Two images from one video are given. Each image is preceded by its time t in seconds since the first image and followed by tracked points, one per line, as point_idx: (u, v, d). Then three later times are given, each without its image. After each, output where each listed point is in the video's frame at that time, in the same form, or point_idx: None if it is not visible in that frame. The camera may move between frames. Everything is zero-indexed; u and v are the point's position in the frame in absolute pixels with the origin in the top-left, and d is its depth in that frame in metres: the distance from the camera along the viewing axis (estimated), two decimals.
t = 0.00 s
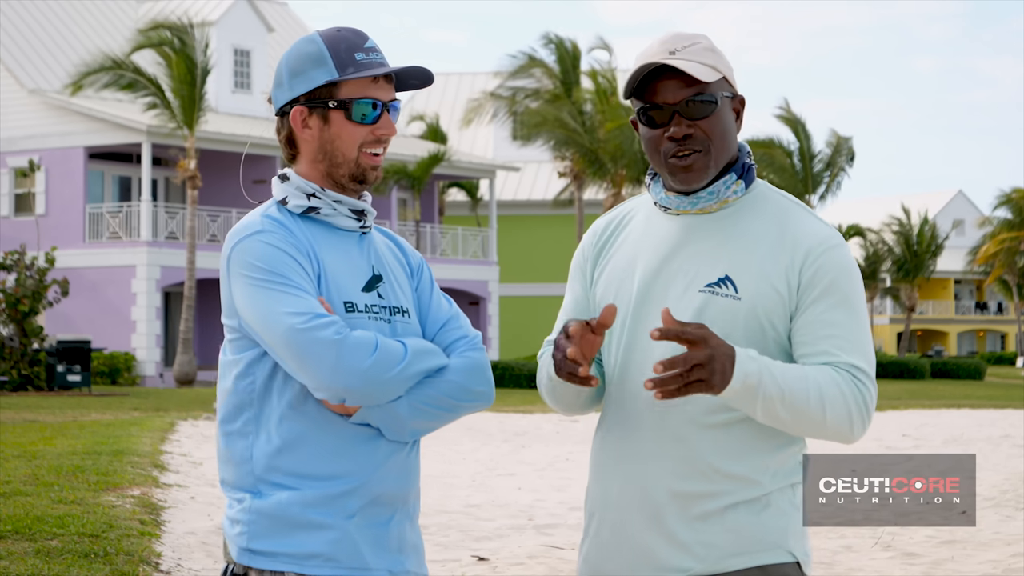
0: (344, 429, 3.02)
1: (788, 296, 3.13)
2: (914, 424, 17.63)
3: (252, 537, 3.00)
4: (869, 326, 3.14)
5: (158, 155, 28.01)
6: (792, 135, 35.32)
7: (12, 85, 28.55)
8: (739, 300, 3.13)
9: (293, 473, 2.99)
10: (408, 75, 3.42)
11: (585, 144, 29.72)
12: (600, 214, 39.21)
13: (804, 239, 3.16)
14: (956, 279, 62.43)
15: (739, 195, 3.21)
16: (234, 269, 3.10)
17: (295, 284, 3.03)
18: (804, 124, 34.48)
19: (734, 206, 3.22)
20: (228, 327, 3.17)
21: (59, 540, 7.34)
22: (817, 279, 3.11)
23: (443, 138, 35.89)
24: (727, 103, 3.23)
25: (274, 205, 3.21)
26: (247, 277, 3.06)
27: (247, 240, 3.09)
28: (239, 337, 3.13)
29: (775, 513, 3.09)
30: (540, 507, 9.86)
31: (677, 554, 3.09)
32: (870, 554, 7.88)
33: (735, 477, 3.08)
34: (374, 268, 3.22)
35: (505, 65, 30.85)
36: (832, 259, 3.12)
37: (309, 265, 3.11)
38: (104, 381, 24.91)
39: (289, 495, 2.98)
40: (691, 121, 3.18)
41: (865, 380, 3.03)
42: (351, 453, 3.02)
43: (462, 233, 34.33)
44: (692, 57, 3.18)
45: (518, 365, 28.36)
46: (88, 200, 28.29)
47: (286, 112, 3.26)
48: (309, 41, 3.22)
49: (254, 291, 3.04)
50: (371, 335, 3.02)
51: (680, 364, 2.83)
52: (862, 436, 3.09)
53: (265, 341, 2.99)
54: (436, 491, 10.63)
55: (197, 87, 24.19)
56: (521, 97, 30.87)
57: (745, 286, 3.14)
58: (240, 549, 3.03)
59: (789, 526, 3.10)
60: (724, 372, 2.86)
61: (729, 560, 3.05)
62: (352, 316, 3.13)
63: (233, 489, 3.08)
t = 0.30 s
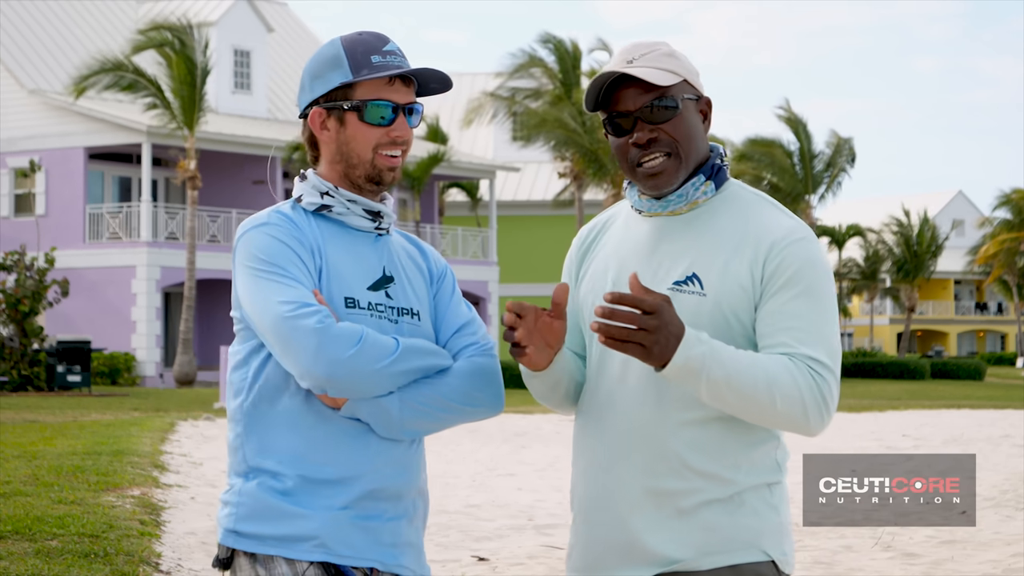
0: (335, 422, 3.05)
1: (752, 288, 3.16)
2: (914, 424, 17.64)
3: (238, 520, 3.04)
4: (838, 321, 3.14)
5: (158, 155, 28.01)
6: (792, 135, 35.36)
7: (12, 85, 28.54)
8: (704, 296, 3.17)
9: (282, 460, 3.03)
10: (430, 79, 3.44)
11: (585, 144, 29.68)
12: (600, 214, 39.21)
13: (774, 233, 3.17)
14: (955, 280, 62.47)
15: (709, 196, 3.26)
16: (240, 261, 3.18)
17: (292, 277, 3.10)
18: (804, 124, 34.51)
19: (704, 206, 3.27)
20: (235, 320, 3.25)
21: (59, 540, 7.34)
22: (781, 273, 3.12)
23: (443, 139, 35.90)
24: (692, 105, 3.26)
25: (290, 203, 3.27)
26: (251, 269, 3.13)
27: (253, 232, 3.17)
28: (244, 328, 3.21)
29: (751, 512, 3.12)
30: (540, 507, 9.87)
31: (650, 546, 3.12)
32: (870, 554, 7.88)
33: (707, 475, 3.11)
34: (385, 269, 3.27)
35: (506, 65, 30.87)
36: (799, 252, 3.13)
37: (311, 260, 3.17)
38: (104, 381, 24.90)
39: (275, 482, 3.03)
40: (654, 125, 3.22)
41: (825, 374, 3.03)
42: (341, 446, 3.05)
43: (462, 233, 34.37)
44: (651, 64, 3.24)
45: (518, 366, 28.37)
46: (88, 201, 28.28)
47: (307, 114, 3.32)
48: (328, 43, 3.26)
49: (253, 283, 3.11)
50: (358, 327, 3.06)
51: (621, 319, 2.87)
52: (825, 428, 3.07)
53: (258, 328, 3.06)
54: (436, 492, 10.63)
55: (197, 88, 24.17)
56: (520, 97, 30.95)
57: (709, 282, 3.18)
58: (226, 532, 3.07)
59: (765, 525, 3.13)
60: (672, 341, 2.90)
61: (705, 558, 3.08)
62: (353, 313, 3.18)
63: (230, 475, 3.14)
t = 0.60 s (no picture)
0: (341, 420, 3.01)
1: (729, 282, 3.16)
2: (914, 424, 17.62)
3: (241, 516, 2.98)
4: (817, 312, 3.13)
5: (157, 154, 27.99)
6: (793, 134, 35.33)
7: (12, 85, 28.52)
8: (683, 293, 3.19)
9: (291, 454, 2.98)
10: (425, 79, 3.40)
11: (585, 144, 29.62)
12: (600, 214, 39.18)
13: (746, 229, 3.16)
14: (955, 279, 62.45)
15: (687, 194, 3.27)
16: (242, 257, 3.11)
17: (295, 273, 3.04)
18: (804, 124, 34.50)
19: (684, 204, 3.28)
20: (234, 316, 3.19)
21: (59, 539, 7.33)
22: (754, 267, 3.11)
23: (443, 138, 35.89)
24: (667, 106, 3.26)
25: (289, 199, 3.21)
26: (252, 266, 3.07)
27: (254, 230, 3.11)
28: (244, 325, 3.15)
29: (739, 510, 3.12)
30: (540, 507, 9.85)
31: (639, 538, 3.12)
32: (870, 554, 7.87)
33: (696, 471, 3.11)
34: (385, 266, 3.24)
35: (506, 65, 30.79)
36: (777, 242, 3.11)
37: (314, 257, 3.12)
38: (104, 381, 24.91)
39: (273, 481, 2.98)
40: (630, 127, 3.23)
41: (802, 365, 3.02)
42: (343, 445, 3.01)
43: (462, 233, 34.37)
44: (624, 68, 3.24)
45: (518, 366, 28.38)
46: (88, 200, 28.27)
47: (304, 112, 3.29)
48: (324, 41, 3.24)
49: (257, 280, 3.05)
50: (365, 325, 3.04)
51: (589, 300, 2.91)
52: (801, 420, 3.07)
53: (261, 327, 3.01)
54: (437, 491, 10.62)
55: (196, 87, 24.16)
56: (520, 96, 30.98)
57: (689, 279, 3.19)
58: (227, 527, 3.00)
59: (752, 519, 3.12)
60: (641, 333, 2.92)
61: (695, 554, 3.08)
62: (358, 312, 3.14)
63: (229, 472, 3.09)
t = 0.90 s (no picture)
0: (326, 426, 3.01)
1: (730, 276, 3.16)
2: (914, 424, 17.63)
3: (222, 530, 2.98)
4: (815, 306, 3.15)
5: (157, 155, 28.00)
6: (792, 133, 35.37)
7: (12, 85, 28.51)
8: (683, 291, 3.18)
9: (275, 465, 2.98)
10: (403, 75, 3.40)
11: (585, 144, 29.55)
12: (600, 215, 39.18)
13: (743, 223, 3.17)
14: (955, 280, 62.48)
15: (679, 194, 3.27)
16: (220, 261, 3.08)
17: (278, 278, 3.03)
18: (804, 124, 34.52)
19: (677, 204, 3.28)
20: (210, 321, 3.16)
21: (59, 540, 7.34)
22: (752, 261, 3.11)
23: (443, 139, 35.85)
24: (654, 108, 3.28)
25: (267, 198, 3.20)
26: (233, 270, 3.05)
27: (234, 233, 3.09)
28: (221, 331, 3.12)
29: (749, 507, 3.11)
30: (540, 507, 9.86)
31: (650, 536, 3.12)
32: (870, 554, 7.88)
33: (706, 469, 3.10)
34: (364, 267, 3.23)
35: (506, 65, 30.77)
36: (774, 236, 3.12)
37: (296, 259, 3.11)
38: (104, 381, 24.89)
39: (256, 491, 2.98)
40: (619, 131, 3.24)
41: (803, 357, 3.02)
42: (331, 450, 3.01)
43: (462, 233, 34.34)
44: (609, 73, 3.26)
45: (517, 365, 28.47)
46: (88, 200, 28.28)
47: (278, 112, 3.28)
48: (298, 39, 3.24)
49: (237, 284, 3.03)
50: (352, 331, 3.03)
51: (590, 307, 2.89)
52: (803, 412, 3.07)
53: (244, 333, 2.99)
54: (436, 492, 10.63)
55: (196, 87, 24.13)
56: (520, 96, 31.00)
57: (688, 276, 3.19)
58: (208, 543, 3.00)
59: (762, 517, 3.12)
60: (646, 336, 2.92)
61: (702, 550, 3.07)
62: (340, 314, 3.13)
63: (209, 481, 3.08)
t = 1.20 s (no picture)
0: (278, 435, 2.86)
1: (737, 274, 3.15)
2: (914, 424, 17.65)
3: (182, 527, 2.83)
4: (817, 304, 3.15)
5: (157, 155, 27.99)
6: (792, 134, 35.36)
7: (12, 85, 28.43)
8: (691, 290, 3.18)
9: (231, 469, 2.84)
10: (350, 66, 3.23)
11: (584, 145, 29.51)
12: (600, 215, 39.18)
13: (749, 220, 3.17)
14: (955, 280, 62.50)
15: (681, 193, 3.26)
16: (167, 266, 2.94)
17: (226, 285, 2.87)
18: (804, 125, 34.53)
19: (678, 203, 3.27)
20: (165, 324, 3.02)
21: (59, 540, 7.34)
22: (759, 258, 3.11)
23: (443, 139, 35.84)
24: (655, 108, 3.27)
25: (217, 196, 3.05)
26: (178, 275, 2.90)
27: (180, 235, 2.94)
28: (173, 337, 2.99)
29: (754, 504, 3.12)
30: (540, 507, 9.86)
31: (658, 535, 3.11)
32: (870, 554, 7.88)
33: (712, 467, 3.10)
34: (319, 264, 3.05)
35: (506, 65, 30.75)
36: (778, 235, 3.13)
37: (245, 261, 2.95)
38: (104, 382, 24.87)
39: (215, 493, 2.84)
40: (621, 130, 3.23)
41: (811, 352, 3.03)
42: (284, 458, 2.86)
43: (462, 234, 34.30)
44: (610, 72, 3.27)
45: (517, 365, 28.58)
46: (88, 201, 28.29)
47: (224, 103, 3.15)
48: (243, 28, 3.11)
49: (184, 290, 2.88)
50: (299, 339, 2.86)
51: (608, 289, 2.89)
52: (809, 408, 3.07)
53: (192, 340, 2.85)
54: (436, 492, 10.63)
55: (196, 88, 24.10)
56: (519, 97, 31.03)
57: (695, 275, 3.18)
58: (167, 539, 2.85)
59: (769, 516, 3.13)
60: (663, 324, 2.91)
61: (712, 549, 3.07)
62: (292, 318, 2.97)
63: (165, 483, 2.93)
